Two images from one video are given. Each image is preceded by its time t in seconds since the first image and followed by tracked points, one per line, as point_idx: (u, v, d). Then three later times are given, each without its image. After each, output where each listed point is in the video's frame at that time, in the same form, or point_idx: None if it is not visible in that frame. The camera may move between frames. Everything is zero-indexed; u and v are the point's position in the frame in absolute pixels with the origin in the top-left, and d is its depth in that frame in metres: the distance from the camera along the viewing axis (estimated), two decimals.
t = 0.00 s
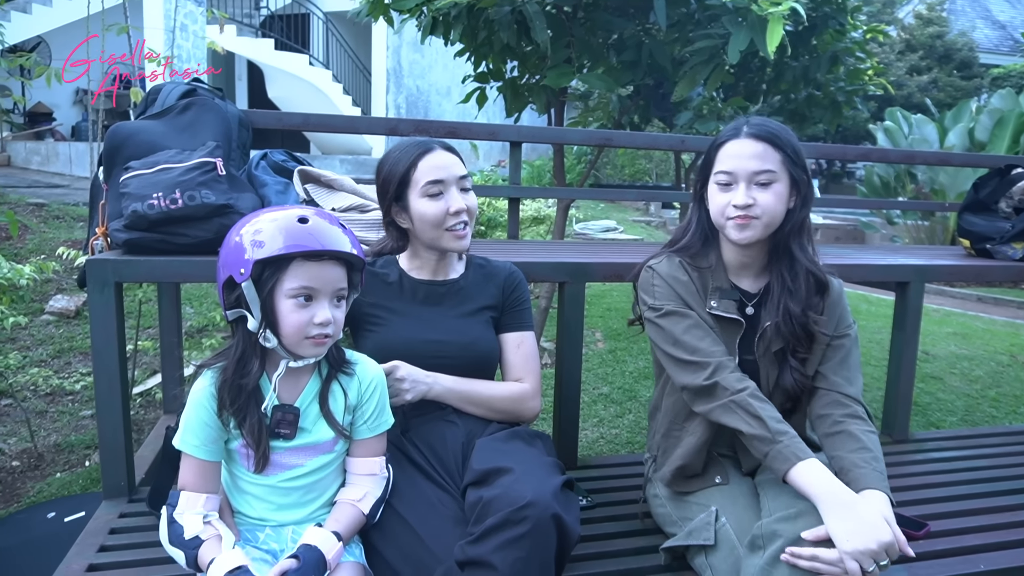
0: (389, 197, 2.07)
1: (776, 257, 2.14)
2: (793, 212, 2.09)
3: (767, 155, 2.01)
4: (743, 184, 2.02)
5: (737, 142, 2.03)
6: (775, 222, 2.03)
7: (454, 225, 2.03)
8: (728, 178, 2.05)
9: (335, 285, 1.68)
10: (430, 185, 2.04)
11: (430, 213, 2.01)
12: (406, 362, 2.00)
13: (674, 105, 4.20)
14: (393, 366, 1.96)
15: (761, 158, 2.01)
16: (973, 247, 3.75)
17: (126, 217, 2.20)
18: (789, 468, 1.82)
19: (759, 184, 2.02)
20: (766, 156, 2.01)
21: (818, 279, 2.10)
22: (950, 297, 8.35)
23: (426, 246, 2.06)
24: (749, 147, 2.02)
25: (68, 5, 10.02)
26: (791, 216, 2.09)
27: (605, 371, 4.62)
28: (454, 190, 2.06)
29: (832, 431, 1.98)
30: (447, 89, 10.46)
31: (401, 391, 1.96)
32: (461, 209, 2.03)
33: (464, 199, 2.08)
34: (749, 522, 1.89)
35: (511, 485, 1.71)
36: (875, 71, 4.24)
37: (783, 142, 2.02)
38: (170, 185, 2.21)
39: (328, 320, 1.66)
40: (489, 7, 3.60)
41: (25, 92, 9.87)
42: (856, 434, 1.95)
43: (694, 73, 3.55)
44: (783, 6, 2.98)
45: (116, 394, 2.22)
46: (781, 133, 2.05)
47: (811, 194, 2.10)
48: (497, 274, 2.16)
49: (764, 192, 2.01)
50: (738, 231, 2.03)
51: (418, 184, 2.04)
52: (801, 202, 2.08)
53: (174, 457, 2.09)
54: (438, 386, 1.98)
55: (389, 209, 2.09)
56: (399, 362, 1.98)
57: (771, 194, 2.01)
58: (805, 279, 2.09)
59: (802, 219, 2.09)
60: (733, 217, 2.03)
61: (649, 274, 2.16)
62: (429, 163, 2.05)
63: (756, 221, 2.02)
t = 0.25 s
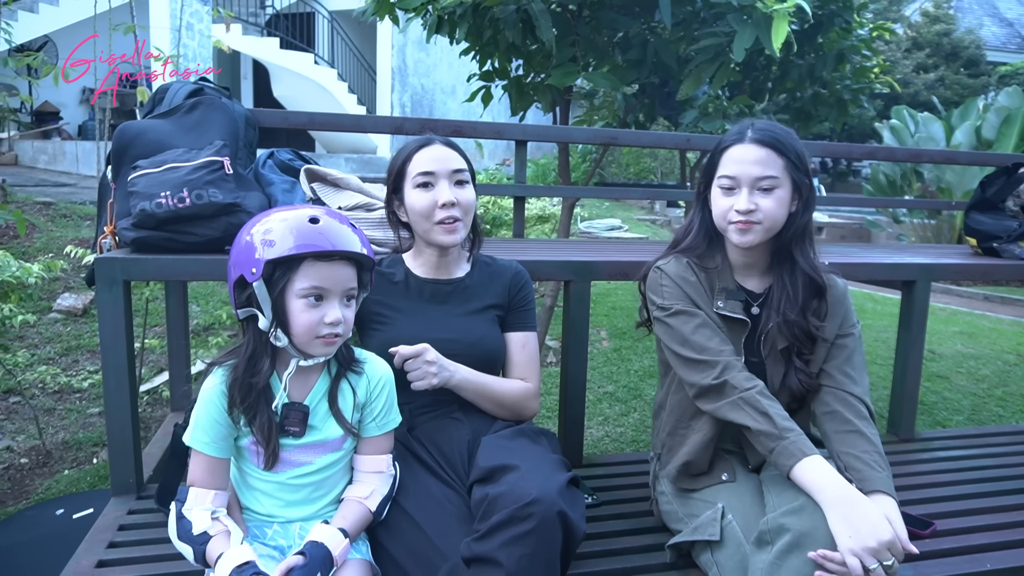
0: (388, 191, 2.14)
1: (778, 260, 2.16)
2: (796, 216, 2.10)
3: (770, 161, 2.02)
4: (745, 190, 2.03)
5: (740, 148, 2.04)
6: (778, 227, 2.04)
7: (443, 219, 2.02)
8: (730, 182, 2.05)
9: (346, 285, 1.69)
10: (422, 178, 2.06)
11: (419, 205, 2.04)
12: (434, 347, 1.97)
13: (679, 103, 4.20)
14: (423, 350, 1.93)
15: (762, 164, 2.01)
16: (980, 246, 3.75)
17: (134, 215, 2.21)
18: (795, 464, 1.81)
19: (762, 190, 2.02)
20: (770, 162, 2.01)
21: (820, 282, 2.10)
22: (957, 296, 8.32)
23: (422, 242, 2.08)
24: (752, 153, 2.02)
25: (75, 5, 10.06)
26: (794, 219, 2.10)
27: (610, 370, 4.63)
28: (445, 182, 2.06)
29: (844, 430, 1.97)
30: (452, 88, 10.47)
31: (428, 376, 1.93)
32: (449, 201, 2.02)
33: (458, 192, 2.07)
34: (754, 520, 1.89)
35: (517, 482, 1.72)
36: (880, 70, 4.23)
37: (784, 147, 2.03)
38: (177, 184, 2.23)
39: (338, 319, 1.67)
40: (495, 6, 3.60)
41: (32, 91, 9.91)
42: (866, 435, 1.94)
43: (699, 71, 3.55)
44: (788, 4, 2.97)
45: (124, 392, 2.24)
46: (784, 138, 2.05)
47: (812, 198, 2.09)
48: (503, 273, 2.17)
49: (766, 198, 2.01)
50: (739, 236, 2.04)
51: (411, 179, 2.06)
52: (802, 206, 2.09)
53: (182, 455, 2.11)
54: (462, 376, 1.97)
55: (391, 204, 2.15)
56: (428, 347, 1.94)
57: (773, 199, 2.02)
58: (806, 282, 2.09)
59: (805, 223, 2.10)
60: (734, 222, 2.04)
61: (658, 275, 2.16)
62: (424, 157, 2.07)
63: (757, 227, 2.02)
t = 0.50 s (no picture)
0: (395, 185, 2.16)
1: (776, 255, 2.13)
2: (779, 214, 2.08)
3: (744, 156, 2.03)
4: (718, 182, 2.07)
5: (723, 144, 2.06)
6: (748, 220, 2.05)
7: (444, 215, 2.03)
8: (711, 174, 2.09)
9: (355, 281, 1.70)
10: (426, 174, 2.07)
11: (421, 201, 2.05)
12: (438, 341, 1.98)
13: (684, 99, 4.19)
14: (427, 343, 1.94)
15: (738, 159, 2.03)
16: (986, 242, 3.75)
17: (142, 213, 2.23)
18: (789, 456, 1.84)
19: (733, 184, 2.05)
20: (743, 158, 2.03)
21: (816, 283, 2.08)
22: (963, 292, 8.30)
23: (425, 239, 2.09)
24: (732, 148, 2.04)
25: (80, 3, 10.08)
26: (780, 218, 2.08)
27: (615, 366, 4.63)
28: (449, 179, 2.06)
29: (842, 419, 1.99)
30: (456, 85, 10.47)
31: (432, 369, 1.95)
32: (450, 198, 2.03)
33: (461, 189, 2.06)
34: (759, 514, 1.90)
35: (524, 477, 1.73)
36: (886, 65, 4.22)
37: (767, 145, 2.03)
38: (185, 181, 2.24)
39: (348, 315, 1.68)
40: (499, 3, 3.61)
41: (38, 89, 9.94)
42: (865, 424, 1.96)
43: (704, 67, 3.54)
44: None
45: (133, 387, 2.25)
46: (769, 134, 2.05)
47: (803, 196, 2.07)
48: (508, 270, 2.18)
49: (736, 191, 2.04)
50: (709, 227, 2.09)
51: (416, 175, 2.07)
52: (789, 205, 2.07)
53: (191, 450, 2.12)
54: (467, 370, 1.98)
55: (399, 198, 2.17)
56: (432, 340, 1.96)
57: (742, 194, 2.04)
58: (804, 287, 2.08)
59: (789, 219, 2.07)
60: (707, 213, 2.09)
61: (663, 268, 2.17)
62: (429, 153, 2.07)
63: (725, 219, 2.06)
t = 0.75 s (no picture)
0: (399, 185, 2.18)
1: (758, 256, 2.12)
2: (767, 213, 2.09)
3: (734, 154, 2.06)
4: (709, 178, 2.10)
5: (716, 142, 2.09)
6: (736, 218, 2.07)
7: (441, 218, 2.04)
8: (704, 172, 2.12)
9: (359, 282, 1.71)
10: (427, 177, 2.08)
11: (421, 204, 2.07)
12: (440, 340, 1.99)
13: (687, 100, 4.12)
14: (427, 343, 1.94)
15: (730, 157, 2.06)
16: (990, 242, 3.75)
17: (148, 212, 2.24)
18: (794, 451, 1.84)
19: (723, 180, 2.07)
20: (733, 155, 2.05)
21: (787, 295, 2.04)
22: (967, 292, 8.29)
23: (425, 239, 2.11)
24: (723, 147, 2.07)
25: (85, 2, 10.12)
26: (768, 218, 2.08)
27: (617, 366, 4.64)
28: (449, 182, 2.06)
29: (842, 417, 2.00)
30: (459, 84, 10.49)
31: (432, 369, 1.95)
32: (449, 202, 2.03)
33: (461, 193, 2.07)
34: (761, 512, 1.91)
35: (528, 475, 1.73)
36: (891, 65, 4.21)
37: (758, 144, 2.05)
38: (190, 180, 2.25)
39: (353, 315, 1.69)
40: (503, 3, 3.62)
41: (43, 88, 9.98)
42: (863, 420, 1.97)
43: (708, 67, 3.55)
44: None
45: (139, 386, 2.27)
46: (761, 133, 2.07)
47: (793, 196, 2.07)
48: (512, 270, 2.19)
49: (725, 188, 2.06)
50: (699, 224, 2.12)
51: (417, 176, 2.09)
52: (779, 205, 2.08)
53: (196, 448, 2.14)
54: (468, 370, 1.98)
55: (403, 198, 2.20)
56: (433, 340, 1.96)
57: (731, 191, 2.06)
58: (772, 296, 2.04)
59: (776, 216, 2.07)
60: (697, 210, 2.13)
61: (661, 268, 2.18)
62: (430, 155, 2.08)
63: (714, 216, 2.09)
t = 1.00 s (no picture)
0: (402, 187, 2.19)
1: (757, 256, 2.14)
2: (766, 212, 2.10)
3: (733, 154, 2.06)
4: (708, 179, 2.10)
5: (714, 143, 2.10)
6: (736, 218, 2.07)
7: (439, 220, 2.05)
8: (702, 172, 2.12)
9: (364, 283, 1.72)
10: (428, 179, 2.09)
11: (422, 205, 2.08)
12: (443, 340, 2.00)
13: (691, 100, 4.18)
14: (430, 343, 1.96)
15: (728, 157, 2.06)
16: (993, 241, 3.75)
17: (153, 213, 2.25)
18: (791, 446, 1.85)
19: (722, 181, 2.07)
20: (732, 155, 2.06)
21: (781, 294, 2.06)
22: (971, 291, 8.28)
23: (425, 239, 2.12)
24: (722, 147, 2.07)
25: (88, 4, 10.15)
26: (768, 217, 2.09)
27: (620, 366, 4.64)
28: (449, 184, 2.07)
29: (840, 411, 2.00)
30: (462, 85, 10.50)
31: (435, 369, 1.97)
32: (448, 204, 2.04)
33: (461, 194, 2.07)
34: (763, 511, 1.91)
35: (532, 475, 1.74)
36: (893, 64, 4.20)
37: (756, 144, 2.05)
38: (195, 181, 2.26)
39: (356, 316, 1.70)
40: (505, 4, 3.62)
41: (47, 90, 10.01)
42: (860, 414, 1.97)
43: (710, 67, 3.55)
44: None
45: (144, 386, 2.28)
46: (759, 134, 2.08)
47: (791, 195, 2.08)
48: (515, 269, 2.20)
49: (724, 188, 2.07)
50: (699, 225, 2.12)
51: (418, 177, 2.10)
52: (778, 205, 2.09)
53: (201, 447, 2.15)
54: (470, 370, 1.99)
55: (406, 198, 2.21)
56: (436, 340, 1.97)
57: (731, 191, 2.06)
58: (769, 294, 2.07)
59: (774, 215, 2.08)
60: (696, 210, 2.13)
61: (660, 267, 2.19)
62: (431, 156, 2.09)
63: (714, 216, 2.09)
